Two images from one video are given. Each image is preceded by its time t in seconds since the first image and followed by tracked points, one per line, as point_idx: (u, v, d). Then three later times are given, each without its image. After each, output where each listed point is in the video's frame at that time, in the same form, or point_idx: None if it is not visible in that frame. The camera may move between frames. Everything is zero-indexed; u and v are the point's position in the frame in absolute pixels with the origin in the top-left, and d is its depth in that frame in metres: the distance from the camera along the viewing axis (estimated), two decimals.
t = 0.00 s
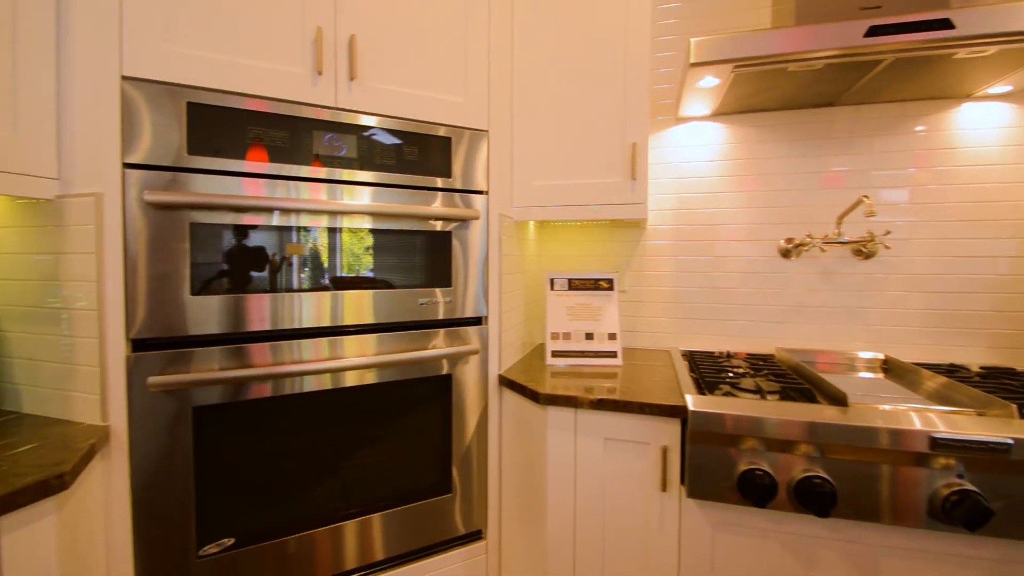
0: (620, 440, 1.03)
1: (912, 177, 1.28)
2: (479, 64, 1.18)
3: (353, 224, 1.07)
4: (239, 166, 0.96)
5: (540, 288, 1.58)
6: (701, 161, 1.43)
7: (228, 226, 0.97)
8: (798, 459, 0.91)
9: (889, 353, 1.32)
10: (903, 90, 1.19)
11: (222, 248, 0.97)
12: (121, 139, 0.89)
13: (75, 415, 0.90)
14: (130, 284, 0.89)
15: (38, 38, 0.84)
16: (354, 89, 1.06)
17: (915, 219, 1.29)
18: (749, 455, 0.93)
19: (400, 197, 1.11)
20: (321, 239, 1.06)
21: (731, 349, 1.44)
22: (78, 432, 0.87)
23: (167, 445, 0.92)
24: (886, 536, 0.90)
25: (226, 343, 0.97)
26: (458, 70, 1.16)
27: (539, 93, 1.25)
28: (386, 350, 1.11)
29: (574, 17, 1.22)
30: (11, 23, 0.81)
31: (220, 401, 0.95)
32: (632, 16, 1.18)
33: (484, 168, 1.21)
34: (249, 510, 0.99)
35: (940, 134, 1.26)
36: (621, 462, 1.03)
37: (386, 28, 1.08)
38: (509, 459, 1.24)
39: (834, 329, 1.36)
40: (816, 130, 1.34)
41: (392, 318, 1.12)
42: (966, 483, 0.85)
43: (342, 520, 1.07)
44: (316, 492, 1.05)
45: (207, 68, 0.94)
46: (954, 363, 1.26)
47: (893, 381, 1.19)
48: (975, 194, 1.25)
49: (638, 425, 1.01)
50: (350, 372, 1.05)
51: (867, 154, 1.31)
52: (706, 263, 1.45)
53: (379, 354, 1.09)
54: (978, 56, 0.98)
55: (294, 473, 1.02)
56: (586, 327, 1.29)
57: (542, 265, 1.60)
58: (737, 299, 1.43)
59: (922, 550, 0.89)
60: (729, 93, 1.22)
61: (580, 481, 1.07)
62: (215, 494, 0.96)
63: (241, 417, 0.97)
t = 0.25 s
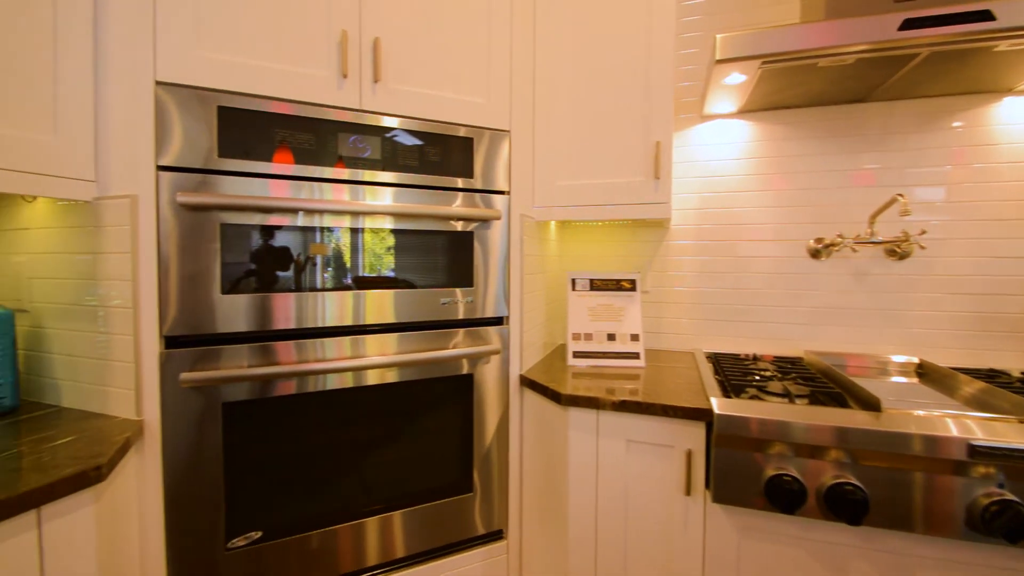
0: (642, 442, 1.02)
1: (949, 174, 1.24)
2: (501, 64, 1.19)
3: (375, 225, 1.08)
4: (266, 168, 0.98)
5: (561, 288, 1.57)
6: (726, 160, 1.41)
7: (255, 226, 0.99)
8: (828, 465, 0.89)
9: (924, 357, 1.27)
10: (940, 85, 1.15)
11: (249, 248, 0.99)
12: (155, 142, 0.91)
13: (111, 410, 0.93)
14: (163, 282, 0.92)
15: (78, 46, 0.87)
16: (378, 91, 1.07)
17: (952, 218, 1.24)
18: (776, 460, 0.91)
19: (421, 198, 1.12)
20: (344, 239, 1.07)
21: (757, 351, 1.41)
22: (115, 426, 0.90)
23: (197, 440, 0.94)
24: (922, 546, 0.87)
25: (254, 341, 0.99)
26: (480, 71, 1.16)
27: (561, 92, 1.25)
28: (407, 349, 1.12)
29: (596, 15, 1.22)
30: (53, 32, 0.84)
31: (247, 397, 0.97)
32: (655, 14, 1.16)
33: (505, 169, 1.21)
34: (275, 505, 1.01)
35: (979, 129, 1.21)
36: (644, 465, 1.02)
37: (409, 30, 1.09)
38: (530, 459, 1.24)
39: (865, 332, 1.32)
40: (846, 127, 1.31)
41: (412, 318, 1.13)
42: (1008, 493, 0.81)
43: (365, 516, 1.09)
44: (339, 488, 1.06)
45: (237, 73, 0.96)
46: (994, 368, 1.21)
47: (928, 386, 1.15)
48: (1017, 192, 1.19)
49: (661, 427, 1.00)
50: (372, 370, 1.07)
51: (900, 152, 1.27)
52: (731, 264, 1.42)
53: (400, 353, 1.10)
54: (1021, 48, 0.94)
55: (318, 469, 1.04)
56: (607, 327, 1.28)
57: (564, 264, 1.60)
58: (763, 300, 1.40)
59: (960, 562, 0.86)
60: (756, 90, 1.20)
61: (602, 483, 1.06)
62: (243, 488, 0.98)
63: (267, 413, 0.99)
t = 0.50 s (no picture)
0: (658, 444, 1.01)
1: (974, 173, 1.21)
2: (515, 65, 1.19)
3: (388, 225, 1.09)
4: (282, 169, 1.00)
5: (575, 288, 1.57)
6: (743, 159, 1.39)
7: (272, 227, 1.00)
8: (848, 469, 0.87)
9: (948, 360, 1.24)
10: (964, 81, 1.12)
11: (266, 248, 1.00)
12: (176, 144, 0.93)
13: (133, 407, 0.95)
14: (184, 282, 0.94)
15: (102, 50, 0.89)
16: (394, 93, 1.08)
17: (977, 217, 1.21)
18: (795, 464, 0.90)
19: (435, 198, 1.13)
20: (358, 240, 1.08)
21: (775, 353, 1.39)
22: (137, 422, 0.91)
23: (216, 437, 0.96)
24: (947, 554, 0.85)
25: (271, 339, 1.01)
26: (495, 71, 1.17)
27: (575, 92, 1.24)
28: (421, 349, 1.12)
29: (611, 15, 1.21)
30: (79, 37, 0.86)
31: (265, 395, 0.98)
32: (671, 13, 1.16)
33: (519, 168, 1.21)
34: (291, 502, 1.02)
35: (1007, 126, 1.18)
36: (660, 467, 1.02)
37: (424, 32, 1.10)
38: (544, 460, 1.24)
39: (886, 334, 1.30)
40: (867, 125, 1.28)
41: (426, 318, 1.13)
42: None
43: (380, 514, 1.09)
44: (354, 486, 1.07)
45: (256, 75, 0.97)
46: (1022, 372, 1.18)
47: (953, 389, 1.12)
48: None
49: (677, 429, 0.99)
50: (386, 369, 1.07)
51: (924, 150, 1.24)
52: (748, 264, 1.41)
53: (413, 353, 1.11)
54: None
55: (333, 467, 1.05)
56: (622, 328, 1.27)
57: (579, 264, 1.59)
58: (780, 301, 1.38)
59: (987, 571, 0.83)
60: (774, 87, 1.18)
61: (616, 484, 1.06)
62: (260, 485, 0.99)
63: (283, 411, 1.00)
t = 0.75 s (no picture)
0: (675, 447, 1.00)
1: (1006, 171, 1.17)
2: (532, 64, 1.18)
3: (404, 225, 1.10)
4: (302, 170, 1.01)
5: (592, 288, 1.56)
6: (764, 157, 1.37)
7: (291, 227, 1.01)
8: (874, 475, 0.85)
9: (978, 363, 1.21)
10: (996, 76, 1.09)
11: (286, 248, 1.02)
12: (200, 146, 0.95)
13: (158, 403, 0.97)
14: (207, 281, 0.95)
15: (130, 55, 0.91)
16: (411, 94, 1.08)
17: (1009, 217, 1.17)
18: (819, 468, 0.88)
19: (450, 199, 1.13)
20: (374, 240, 1.09)
21: (796, 355, 1.37)
22: (162, 418, 0.93)
23: (237, 433, 0.97)
24: (977, 563, 0.82)
25: (290, 338, 1.02)
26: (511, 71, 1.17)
27: (592, 91, 1.24)
28: (437, 349, 1.13)
29: (628, 13, 1.20)
30: (108, 42, 0.89)
31: (283, 393, 1.00)
32: (689, 10, 1.14)
33: (535, 168, 1.21)
34: (309, 499, 1.03)
35: None
36: (678, 469, 1.01)
37: (442, 33, 1.10)
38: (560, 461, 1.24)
39: (912, 336, 1.26)
40: (892, 122, 1.25)
41: (441, 317, 1.14)
42: None
43: (396, 511, 1.10)
44: (371, 485, 1.08)
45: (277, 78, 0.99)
46: None
47: (983, 393, 1.09)
48: None
49: (695, 431, 0.98)
50: (402, 369, 1.08)
51: (952, 147, 1.21)
52: (769, 265, 1.38)
53: (429, 352, 1.11)
54: None
55: (350, 465, 1.06)
56: (640, 329, 1.26)
57: (597, 264, 1.58)
58: (802, 302, 1.36)
59: None
60: (796, 84, 1.16)
61: (633, 486, 1.05)
62: (280, 481, 1.00)
63: (302, 409, 1.02)
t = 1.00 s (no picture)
0: (693, 449, 0.99)
1: None
2: (548, 64, 1.18)
3: (419, 225, 1.10)
4: (320, 171, 1.02)
5: (608, 288, 1.55)
6: (784, 156, 1.35)
7: (309, 227, 1.03)
8: (899, 481, 0.83)
9: (1008, 367, 1.17)
10: None
11: (304, 248, 1.03)
12: (222, 148, 0.97)
13: (181, 400, 0.99)
14: (228, 281, 0.97)
15: (154, 59, 0.93)
16: (428, 95, 1.09)
17: None
18: (842, 473, 0.86)
19: (466, 199, 1.13)
20: (390, 240, 1.10)
21: (818, 357, 1.34)
22: (185, 415, 0.95)
23: (257, 431, 0.99)
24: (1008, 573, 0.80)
25: (308, 337, 1.03)
26: (527, 71, 1.17)
27: (608, 90, 1.23)
28: (452, 348, 1.13)
29: (646, 12, 1.19)
30: (134, 47, 0.91)
31: (301, 391, 1.01)
32: (708, 7, 1.13)
33: (550, 168, 1.20)
34: (327, 496, 1.04)
35: None
36: (696, 472, 1.00)
37: (459, 34, 1.10)
38: (576, 461, 1.23)
39: (939, 339, 1.23)
40: (918, 119, 1.22)
41: (456, 317, 1.14)
42: None
43: (412, 509, 1.11)
44: (387, 483, 1.09)
45: (295, 80, 1.00)
46: None
47: (1014, 398, 1.06)
48: None
49: (713, 434, 0.97)
50: (417, 368, 1.09)
51: (981, 144, 1.18)
52: (789, 265, 1.36)
53: (444, 352, 1.12)
54: None
55: (367, 463, 1.07)
56: (657, 330, 1.25)
57: (613, 265, 1.57)
58: (823, 303, 1.33)
59: None
60: (819, 81, 1.14)
61: (650, 489, 1.04)
62: (298, 478, 1.02)
63: (319, 407, 1.03)
